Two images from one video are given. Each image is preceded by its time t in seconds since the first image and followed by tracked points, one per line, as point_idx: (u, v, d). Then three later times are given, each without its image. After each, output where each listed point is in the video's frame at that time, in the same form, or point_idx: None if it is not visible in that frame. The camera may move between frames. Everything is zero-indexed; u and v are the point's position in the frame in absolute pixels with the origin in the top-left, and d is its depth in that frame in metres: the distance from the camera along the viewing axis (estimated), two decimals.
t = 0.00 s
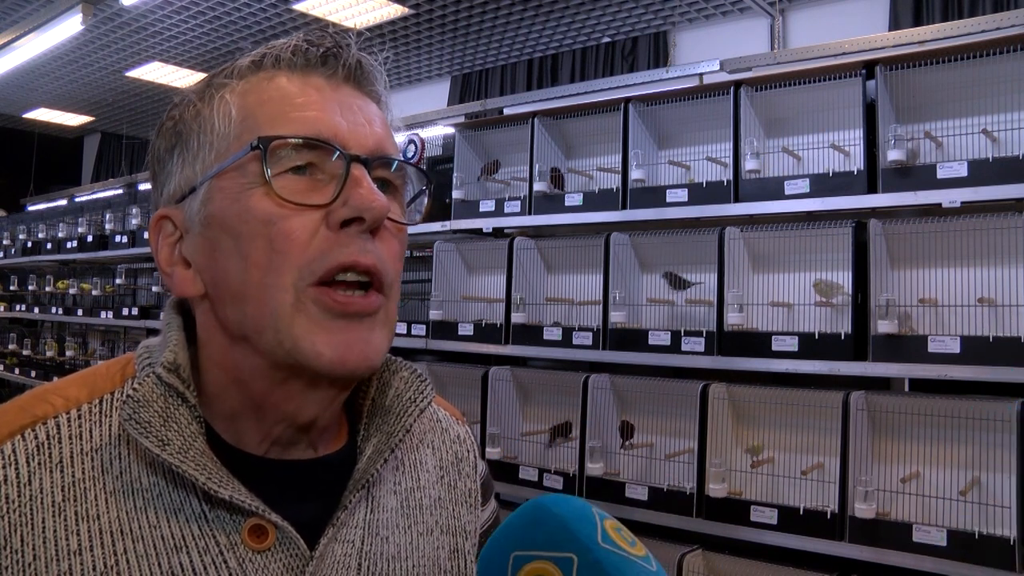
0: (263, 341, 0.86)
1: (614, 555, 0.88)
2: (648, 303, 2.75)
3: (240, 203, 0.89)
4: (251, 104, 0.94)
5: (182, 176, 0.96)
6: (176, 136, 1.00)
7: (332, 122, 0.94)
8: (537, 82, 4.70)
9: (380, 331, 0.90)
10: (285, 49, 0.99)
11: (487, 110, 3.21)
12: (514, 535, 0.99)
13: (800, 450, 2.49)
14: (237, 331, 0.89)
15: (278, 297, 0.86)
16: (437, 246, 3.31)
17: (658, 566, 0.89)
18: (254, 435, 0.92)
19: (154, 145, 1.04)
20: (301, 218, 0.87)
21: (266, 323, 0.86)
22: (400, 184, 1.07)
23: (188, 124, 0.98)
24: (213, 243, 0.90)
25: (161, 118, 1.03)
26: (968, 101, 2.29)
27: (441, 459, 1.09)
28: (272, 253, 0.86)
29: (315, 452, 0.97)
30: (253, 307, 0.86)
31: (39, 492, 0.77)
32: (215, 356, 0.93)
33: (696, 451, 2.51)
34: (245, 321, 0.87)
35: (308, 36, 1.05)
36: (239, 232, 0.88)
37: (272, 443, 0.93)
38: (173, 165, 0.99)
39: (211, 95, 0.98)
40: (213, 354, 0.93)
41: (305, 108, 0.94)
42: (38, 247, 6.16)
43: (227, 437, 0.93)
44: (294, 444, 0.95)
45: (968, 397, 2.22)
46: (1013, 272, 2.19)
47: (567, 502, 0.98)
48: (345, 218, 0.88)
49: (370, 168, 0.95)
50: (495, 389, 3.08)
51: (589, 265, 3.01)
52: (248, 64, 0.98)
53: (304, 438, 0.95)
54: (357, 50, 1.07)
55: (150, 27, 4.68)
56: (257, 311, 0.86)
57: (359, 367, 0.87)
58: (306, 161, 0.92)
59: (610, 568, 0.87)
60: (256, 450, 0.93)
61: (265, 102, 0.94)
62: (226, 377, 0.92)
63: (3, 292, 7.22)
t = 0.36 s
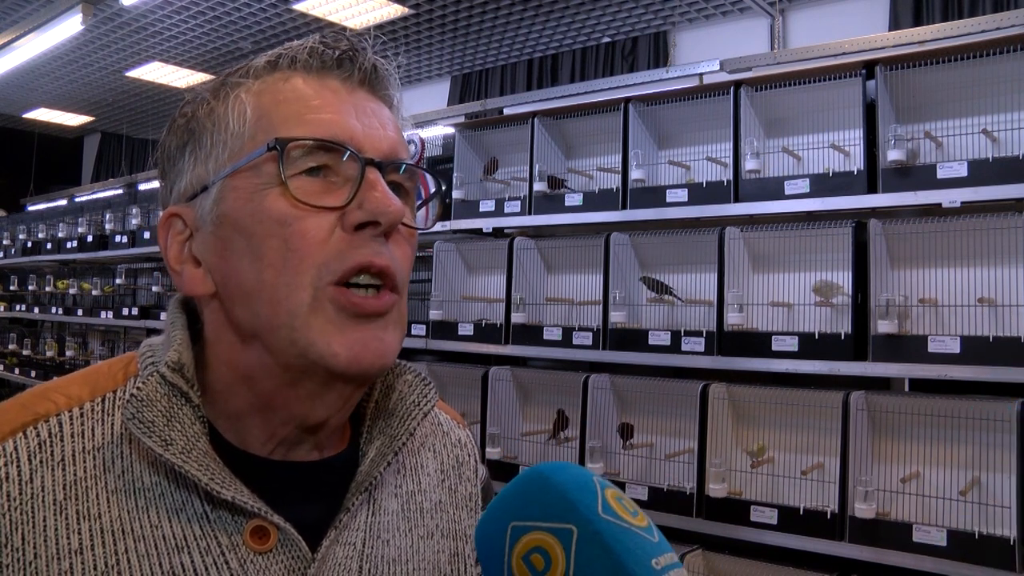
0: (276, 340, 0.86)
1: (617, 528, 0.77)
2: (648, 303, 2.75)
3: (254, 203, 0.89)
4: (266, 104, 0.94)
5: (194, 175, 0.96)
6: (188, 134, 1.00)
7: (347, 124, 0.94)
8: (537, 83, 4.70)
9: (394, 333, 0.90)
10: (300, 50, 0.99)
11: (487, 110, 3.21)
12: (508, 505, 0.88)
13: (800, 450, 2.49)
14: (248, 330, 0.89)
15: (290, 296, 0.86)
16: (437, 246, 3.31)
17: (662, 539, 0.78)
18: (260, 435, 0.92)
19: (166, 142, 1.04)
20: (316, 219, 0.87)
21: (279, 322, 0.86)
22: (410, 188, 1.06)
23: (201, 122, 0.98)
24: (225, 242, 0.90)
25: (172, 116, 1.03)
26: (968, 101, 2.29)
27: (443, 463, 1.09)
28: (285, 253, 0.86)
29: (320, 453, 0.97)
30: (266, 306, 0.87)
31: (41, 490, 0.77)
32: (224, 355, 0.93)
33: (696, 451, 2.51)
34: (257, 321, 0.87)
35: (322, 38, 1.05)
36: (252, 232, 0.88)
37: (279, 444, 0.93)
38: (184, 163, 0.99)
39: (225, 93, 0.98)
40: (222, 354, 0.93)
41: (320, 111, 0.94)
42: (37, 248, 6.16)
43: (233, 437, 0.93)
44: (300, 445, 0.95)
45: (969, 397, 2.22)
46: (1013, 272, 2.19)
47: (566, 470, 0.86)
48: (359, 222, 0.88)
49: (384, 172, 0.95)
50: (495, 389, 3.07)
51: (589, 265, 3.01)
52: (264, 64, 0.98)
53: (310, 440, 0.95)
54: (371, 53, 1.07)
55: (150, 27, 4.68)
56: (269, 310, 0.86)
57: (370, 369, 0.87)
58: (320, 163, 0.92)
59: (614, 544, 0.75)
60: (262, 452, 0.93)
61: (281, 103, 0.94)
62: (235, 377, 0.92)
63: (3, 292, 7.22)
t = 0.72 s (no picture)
0: (277, 334, 0.86)
1: (628, 526, 0.76)
2: (648, 303, 2.75)
3: (257, 198, 0.89)
4: (272, 102, 0.94)
5: (199, 172, 0.97)
6: (194, 132, 1.00)
7: (351, 122, 0.94)
8: (537, 83, 4.70)
9: (394, 329, 0.90)
10: (306, 50, 0.99)
11: (487, 110, 3.21)
12: (518, 503, 0.88)
13: (800, 450, 2.49)
14: (250, 326, 0.89)
15: (291, 291, 0.86)
16: (437, 246, 3.30)
17: (672, 536, 0.79)
18: (262, 434, 0.92)
19: (171, 141, 1.04)
20: (318, 214, 0.87)
21: (279, 316, 0.86)
22: (414, 187, 1.07)
23: (207, 120, 0.99)
24: (228, 237, 0.90)
25: (178, 115, 1.03)
26: (968, 101, 2.29)
27: (445, 465, 1.09)
28: (287, 248, 0.86)
29: (322, 454, 0.97)
30: (268, 302, 0.86)
31: (43, 487, 0.77)
32: (227, 352, 0.93)
33: (696, 451, 2.51)
34: (259, 316, 0.87)
35: (328, 38, 1.05)
36: (254, 227, 0.88)
37: (281, 443, 0.93)
38: (190, 161, 0.99)
39: (232, 92, 0.98)
40: (224, 351, 0.93)
41: (325, 108, 0.94)
42: (37, 248, 6.16)
43: (234, 435, 0.93)
44: (302, 443, 0.94)
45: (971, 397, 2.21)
46: (1013, 272, 2.19)
47: (575, 466, 0.86)
48: (361, 217, 0.88)
49: (387, 169, 0.95)
50: (495, 389, 3.07)
51: (589, 265, 3.01)
52: (270, 62, 0.98)
53: (313, 439, 0.95)
54: (377, 53, 1.07)
55: (150, 27, 4.68)
56: (270, 305, 0.86)
57: (370, 367, 0.87)
58: (324, 159, 0.92)
59: (625, 542, 0.75)
60: (263, 450, 0.93)
61: (287, 100, 0.94)
62: (237, 374, 0.92)
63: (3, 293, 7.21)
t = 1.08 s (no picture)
0: (274, 331, 0.86)
1: (650, 518, 0.77)
2: (647, 303, 2.75)
3: (254, 196, 0.89)
4: (267, 100, 0.94)
5: (196, 172, 0.97)
6: (190, 132, 1.00)
7: (346, 120, 0.94)
8: (537, 83, 4.70)
9: (392, 325, 0.89)
10: (301, 49, 0.99)
11: (487, 110, 3.21)
12: (541, 492, 0.89)
13: (800, 450, 2.48)
14: (247, 323, 0.89)
15: (289, 288, 0.86)
16: (437, 246, 3.30)
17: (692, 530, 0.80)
18: (260, 432, 0.92)
19: (168, 141, 1.04)
20: (314, 211, 0.87)
21: (276, 314, 0.86)
22: (410, 185, 1.07)
23: (204, 120, 0.98)
24: (225, 235, 0.90)
25: (175, 115, 1.03)
26: (968, 101, 2.29)
27: (444, 464, 1.09)
28: (284, 244, 0.86)
29: (320, 452, 0.97)
30: (265, 298, 0.86)
31: (42, 486, 0.77)
32: (225, 350, 0.93)
33: (696, 451, 2.51)
34: (256, 313, 0.87)
35: (323, 37, 1.05)
36: (251, 225, 0.88)
37: (279, 441, 0.93)
38: (186, 161, 0.99)
39: (228, 91, 0.98)
40: (222, 349, 0.93)
41: (320, 106, 0.94)
42: (37, 248, 6.16)
43: (233, 434, 0.93)
44: (301, 442, 0.94)
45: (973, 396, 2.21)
46: (1013, 271, 2.19)
47: (598, 459, 0.87)
48: (357, 214, 0.88)
49: (383, 167, 0.95)
50: (495, 389, 3.07)
51: (589, 265, 3.01)
52: (265, 62, 0.98)
53: (312, 437, 0.95)
54: (372, 52, 1.07)
55: (150, 27, 4.68)
56: (266, 302, 0.86)
57: (368, 361, 0.87)
58: (320, 157, 0.92)
59: (648, 533, 0.76)
60: (262, 448, 0.93)
61: (282, 99, 0.94)
62: (234, 373, 0.92)
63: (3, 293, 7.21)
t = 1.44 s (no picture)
0: (268, 333, 0.86)
1: (643, 517, 0.77)
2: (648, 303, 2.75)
3: (249, 198, 0.89)
4: (263, 101, 0.94)
5: (193, 172, 0.97)
6: (187, 133, 1.00)
7: (342, 120, 0.94)
8: (537, 83, 4.69)
9: (386, 327, 0.89)
10: (297, 48, 0.99)
11: (487, 110, 3.21)
12: (533, 494, 0.88)
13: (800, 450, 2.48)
14: (243, 325, 0.89)
15: (283, 290, 0.85)
16: (437, 246, 3.30)
17: (685, 528, 0.80)
18: (257, 433, 0.92)
19: (165, 141, 1.04)
20: (308, 213, 0.87)
21: (270, 316, 0.86)
22: (407, 185, 1.07)
23: (201, 120, 0.98)
24: (220, 237, 0.90)
25: (172, 116, 1.03)
26: (968, 101, 2.29)
27: (444, 464, 1.09)
28: (278, 246, 0.86)
29: (319, 453, 0.97)
30: (259, 301, 0.86)
31: (41, 487, 0.77)
32: (221, 351, 0.93)
33: (696, 451, 2.51)
34: (251, 315, 0.87)
35: (319, 36, 1.05)
36: (246, 226, 0.88)
37: (276, 442, 0.93)
38: (183, 161, 0.99)
39: (224, 92, 0.98)
40: (219, 350, 0.93)
41: (316, 107, 0.94)
42: (38, 248, 6.16)
43: (230, 435, 0.93)
44: (299, 442, 0.94)
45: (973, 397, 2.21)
46: (1014, 271, 2.19)
47: (587, 457, 0.87)
48: (352, 215, 0.88)
49: (379, 167, 0.95)
50: (495, 389, 3.07)
51: (589, 265, 3.01)
52: (261, 62, 0.98)
53: (310, 438, 0.95)
54: (368, 51, 1.07)
55: (150, 27, 4.68)
56: (260, 304, 0.86)
57: (363, 362, 0.87)
58: (315, 159, 0.92)
59: (640, 534, 0.75)
60: (260, 449, 0.93)
61: (277, 100, 0.94)
62: (231, 374, 0.92)
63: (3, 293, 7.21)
